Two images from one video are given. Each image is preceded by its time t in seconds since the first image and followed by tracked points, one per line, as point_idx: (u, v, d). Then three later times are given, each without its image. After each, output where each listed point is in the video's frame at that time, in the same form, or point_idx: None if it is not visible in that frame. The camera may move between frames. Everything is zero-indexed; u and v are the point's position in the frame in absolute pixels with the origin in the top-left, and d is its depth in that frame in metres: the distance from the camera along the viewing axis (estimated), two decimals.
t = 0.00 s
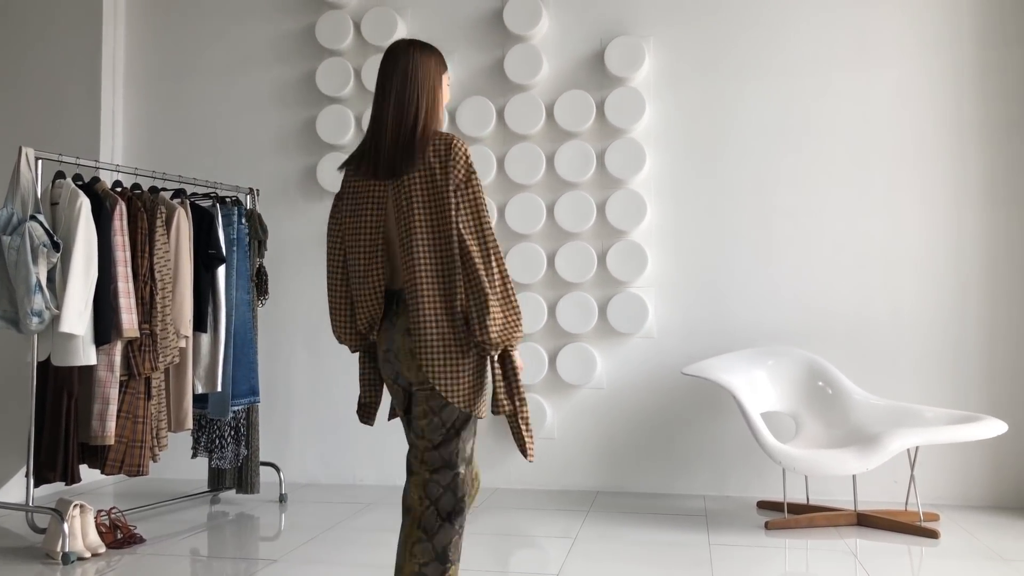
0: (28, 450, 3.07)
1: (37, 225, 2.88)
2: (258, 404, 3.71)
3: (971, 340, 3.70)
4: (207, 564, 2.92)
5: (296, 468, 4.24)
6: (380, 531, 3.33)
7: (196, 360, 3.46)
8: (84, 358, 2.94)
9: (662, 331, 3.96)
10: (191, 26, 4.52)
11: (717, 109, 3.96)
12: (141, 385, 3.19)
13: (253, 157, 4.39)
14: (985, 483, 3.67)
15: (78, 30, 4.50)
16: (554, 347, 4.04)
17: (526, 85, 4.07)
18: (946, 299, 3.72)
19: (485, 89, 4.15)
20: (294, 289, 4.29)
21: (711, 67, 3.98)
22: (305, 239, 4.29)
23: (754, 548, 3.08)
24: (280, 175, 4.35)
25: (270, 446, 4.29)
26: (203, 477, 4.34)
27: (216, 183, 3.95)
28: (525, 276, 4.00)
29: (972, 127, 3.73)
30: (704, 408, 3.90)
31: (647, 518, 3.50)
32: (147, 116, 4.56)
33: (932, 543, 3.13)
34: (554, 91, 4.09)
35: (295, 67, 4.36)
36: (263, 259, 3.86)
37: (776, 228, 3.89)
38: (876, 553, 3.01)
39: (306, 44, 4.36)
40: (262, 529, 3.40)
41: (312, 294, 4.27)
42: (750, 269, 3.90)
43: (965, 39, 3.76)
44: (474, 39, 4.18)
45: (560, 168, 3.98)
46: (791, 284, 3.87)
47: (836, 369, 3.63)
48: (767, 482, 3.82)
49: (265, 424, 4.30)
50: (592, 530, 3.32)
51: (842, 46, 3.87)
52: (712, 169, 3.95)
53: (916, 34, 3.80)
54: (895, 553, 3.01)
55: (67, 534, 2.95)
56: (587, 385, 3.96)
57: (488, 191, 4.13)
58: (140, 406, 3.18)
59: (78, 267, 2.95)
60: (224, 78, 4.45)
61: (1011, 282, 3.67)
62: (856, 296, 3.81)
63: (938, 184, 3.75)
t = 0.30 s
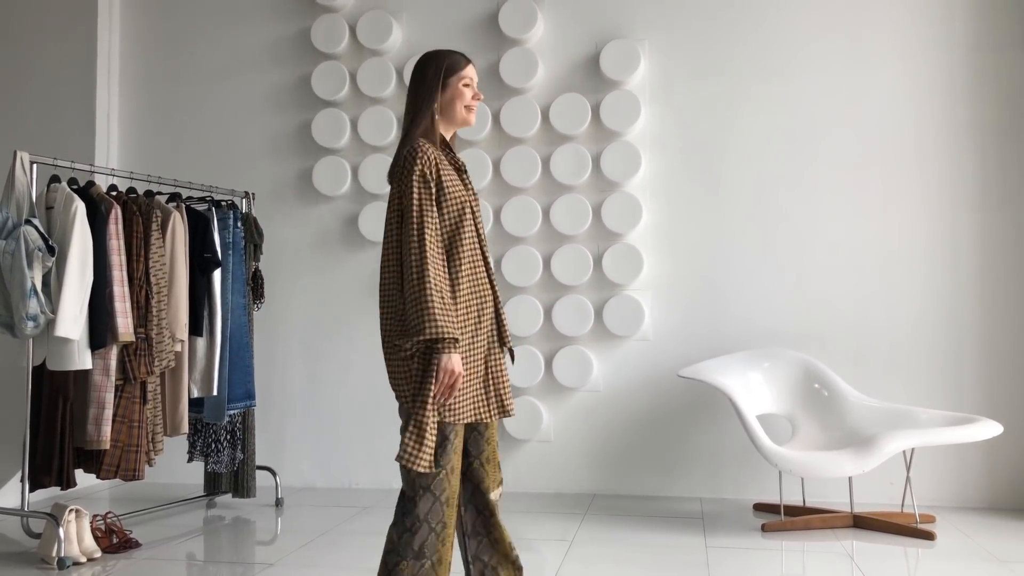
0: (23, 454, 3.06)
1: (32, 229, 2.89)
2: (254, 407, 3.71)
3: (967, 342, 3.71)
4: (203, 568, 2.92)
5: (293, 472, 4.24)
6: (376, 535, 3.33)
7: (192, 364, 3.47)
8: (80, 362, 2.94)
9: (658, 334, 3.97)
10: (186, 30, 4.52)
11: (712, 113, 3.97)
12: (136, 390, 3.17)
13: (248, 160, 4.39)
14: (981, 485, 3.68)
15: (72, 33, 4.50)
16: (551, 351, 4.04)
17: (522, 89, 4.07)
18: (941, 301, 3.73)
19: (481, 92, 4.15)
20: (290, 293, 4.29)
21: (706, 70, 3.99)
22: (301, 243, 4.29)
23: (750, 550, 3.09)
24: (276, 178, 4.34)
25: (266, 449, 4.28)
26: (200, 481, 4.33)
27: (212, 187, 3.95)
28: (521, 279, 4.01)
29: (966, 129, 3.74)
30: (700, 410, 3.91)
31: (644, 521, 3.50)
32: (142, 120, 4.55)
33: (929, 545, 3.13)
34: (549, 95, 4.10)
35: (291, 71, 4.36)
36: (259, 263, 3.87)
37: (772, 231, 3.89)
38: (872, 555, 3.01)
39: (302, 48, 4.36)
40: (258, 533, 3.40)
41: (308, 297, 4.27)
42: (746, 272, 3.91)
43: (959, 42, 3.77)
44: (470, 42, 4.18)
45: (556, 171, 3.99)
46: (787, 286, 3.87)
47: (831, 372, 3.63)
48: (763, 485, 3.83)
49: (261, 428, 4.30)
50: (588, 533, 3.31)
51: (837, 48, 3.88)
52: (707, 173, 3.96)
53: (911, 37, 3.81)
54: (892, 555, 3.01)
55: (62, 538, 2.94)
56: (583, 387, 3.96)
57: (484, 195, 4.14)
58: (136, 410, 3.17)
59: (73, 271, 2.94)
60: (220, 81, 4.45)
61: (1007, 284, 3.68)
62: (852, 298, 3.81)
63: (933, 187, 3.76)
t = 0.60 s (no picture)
0: (20, 456, 3.06)
1: (28, 229, 2.88)
2: (252, 407, 3.71)
3: (964, 340, 3.71)
4: (201, 568, 2.91)
5: (290, 472, 4.23)
6: (374, 535, 3.33)
7: (189, 364, 3.46)
8: (76, 362, 2.93)
9: (656, 333, 3.97)
10: (182, 30, 4.51)
11: (709, 112, 3.97)
12: (133, 390, 3.17)
13: (245, 160, 4.39)
14: (978, 483, 3.68)
15: (68, 33, 4.49)
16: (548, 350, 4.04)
17: (519, 88, 4.07)
18: (938, 300, 3.73)
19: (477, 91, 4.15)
20: (287, 293, 4.28)
21: (703, 69, 3.99)
22: (298, 244, 4.28)
23: (748, 549, 3.09)
24: (273, 178, 4.34)
25: (263, 449, 4.28)
26: (197, 482, 4.33)
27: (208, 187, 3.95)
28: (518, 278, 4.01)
29: (962, 128, 3.75)
30: (697, 409, 3.91)
31: (641, 519, 3.50)
32: (139, 120, 4.55)
33: (926, 543, 3.14)
34: (546, 94, 4.10)
35: (287, 71, 4.36)
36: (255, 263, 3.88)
37: (769, 230, 3.90)
38: (870, 553, 3.01)
39: (298, 48, 4.36)
40: (255, 533, 3.39)
41: (305, 297, 4.26)
42: (743, 271, 3.91)
43: (955, 40, 3.77)
44: (467, 42, 4.18)
45: (553, 170, 3.99)
46: (784, 285, 3.87)
47: (829, 370, 3.64)
48: (761, 483, 3.83)
49: (258, 428, 4.29)
50: (586, 532, 3.32)
51: (833, 47, 3.88)
52: (704, 172, 3.96)
53: (906, 36, 3.82)
54: (889, 553, 3.01)
55: (59, 539, 2.94)
56: (581, 387, 3.96)
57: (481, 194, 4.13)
58: (133, 410, 3.16)
59: (70, 272, 2.94)
60: (216, 81, 4.45)
61: (1004, 282, 3.68)
62: (849, 296, 3.82)
63: (929, 185, 3.76)
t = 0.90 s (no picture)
0: (16, 455, 3.06)
1: (24, 227, 2.87)
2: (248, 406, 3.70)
3: (959, 338, 3.72)
4: (197, 567, 2.91)
5: (287, 470, 4.23)
6: (372, 533, 3.33)
7: (185, 362, 3.46)
8: (72, 360, 2.93)
9: (652, 331, 3.97)
10: (178, 28, 4.50)
11: (706, 109, 3.98)
12: (129, 389, 3.16)
13: (241, 158, 4.38)
14: (974, 480, 3.69)
15: (63, 31, 4.47)
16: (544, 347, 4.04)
17: (515, 86, 4.07)
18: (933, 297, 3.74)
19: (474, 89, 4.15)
20: (283, 291, 4.28)
21: (699, 67, 3.99)
22: (294, 242, 4.28)
23: (744, 546, 3.10)
24: (269, 177, 4.33)
25: (260, 448, 4.27)
26: (193, 480, 4.33)
27: (204, 185, 3.94)
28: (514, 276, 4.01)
29: (957, 126, 3.76)
30: (694, 408, 3.91)
31: (638, 517, 3.50)
32: (135, 118, 4.54)
33: (921, 540, 3.14)
34: (543, 92, 4.09)
35: (283, 70, 4.35)
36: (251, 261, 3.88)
37: (765, 228, 3.90)
38: (865, 550, 3.02)
39: (294, 46, 4.35)
40: (251, 532, 3.39)
41: (302, 295, 4.26)
42: (738, 269, 3.91)
43: (951, 39, 3.78)
44: (463, 40, 4.18)
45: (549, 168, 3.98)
46: (780, 283, 3.88)
47: (825, 368, 3.64)
48: (757, 481, 3.84)
49: (255, 427, 4.29)
50: (583, 530, 3.32)
51: (829, 46, 3.88)
52: (700, 170, 3.97)
53: (902, 34, 3.82)
54: (885, 550, 3.02)
55: (55, 538, 2.93)
56: (577, 384, 3.96)
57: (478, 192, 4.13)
58: (129, 409, 3.16)
59: (65, 270, 2.93)
60: (212, 79, 4.44)
61: (999, 281, 3.69)
62: (846, 294, 3.82)
63: (925, 183, 3.77)
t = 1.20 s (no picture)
0: (12, 451, 3.05)
1: (19, 222, 2.86)
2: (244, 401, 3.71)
3: (956, 333, 3.72)
4: (194, 562, 2.91)
5: (284, 466, 4.23)
6: (368, 528, 3.33)
7: (181, 357, 3.46)
8: (68, 355, 2.92)
9: (648, 326, 3.97)
10: (175, 22, 4.49)
11: (702, 105, 3.97)
12: (124, 383, 3.16)
13: (237, 153, 4.37)
14: (970, 475, 3.70)
15: (58, 26, 4.46)
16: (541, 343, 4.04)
17: (512, 81, 4.06)
18: (929, 292, 3.75)
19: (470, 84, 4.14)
20: (280, 287, 4.28)
21: (695, 62, 3.99)
22: (291, 237, 4.28)
23: (740, 540, 3.10)
24: (265, 172, 4.33)
25: (257, 444, 4.28)
26: (189, 475, 4.33)
27: (200, 180, 3.93)
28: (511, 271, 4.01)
29: (954, 122, 3.76)
30: (691, 403, 3.92)
31: (635, 512, 3.51)
32: (131, 113, 4.53)
33: (916, 533, 3.16)
34: (539, 87, 4.09)
35: (280, 65, 4.35)
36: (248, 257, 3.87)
37: (761, 224, 3.90)
38: (861, 544, 3.03)
39: (291, 41, 4.34)
40: (248, 527, 3.39)
41: (299, 291, 4.26)
42: (734, 265, 3.92)
43: (948, 34, 3.78)
44: (460, 35, 4.17)
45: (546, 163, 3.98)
46: (777, 278, 3.88)
47: (821, 363, 3.65)
48: (753, 476, 3.84)
49: (252, 423, 4.29)
50: (579, 524, 3.32)
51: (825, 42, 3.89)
52: (697, 165, 3.97)
53: (899, 30, 3.82)
54: (880, 544, 3.02)
55: (51, 532, 2.93)
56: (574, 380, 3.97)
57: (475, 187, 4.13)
58: (125, 403, 3.15)
59: (61, 265, 2.93)
60: (209, 74, 4.43)
61: (995, 276, 3.69)
62: (842, 290, 3.83)
63: (921, 178, 3.77)
